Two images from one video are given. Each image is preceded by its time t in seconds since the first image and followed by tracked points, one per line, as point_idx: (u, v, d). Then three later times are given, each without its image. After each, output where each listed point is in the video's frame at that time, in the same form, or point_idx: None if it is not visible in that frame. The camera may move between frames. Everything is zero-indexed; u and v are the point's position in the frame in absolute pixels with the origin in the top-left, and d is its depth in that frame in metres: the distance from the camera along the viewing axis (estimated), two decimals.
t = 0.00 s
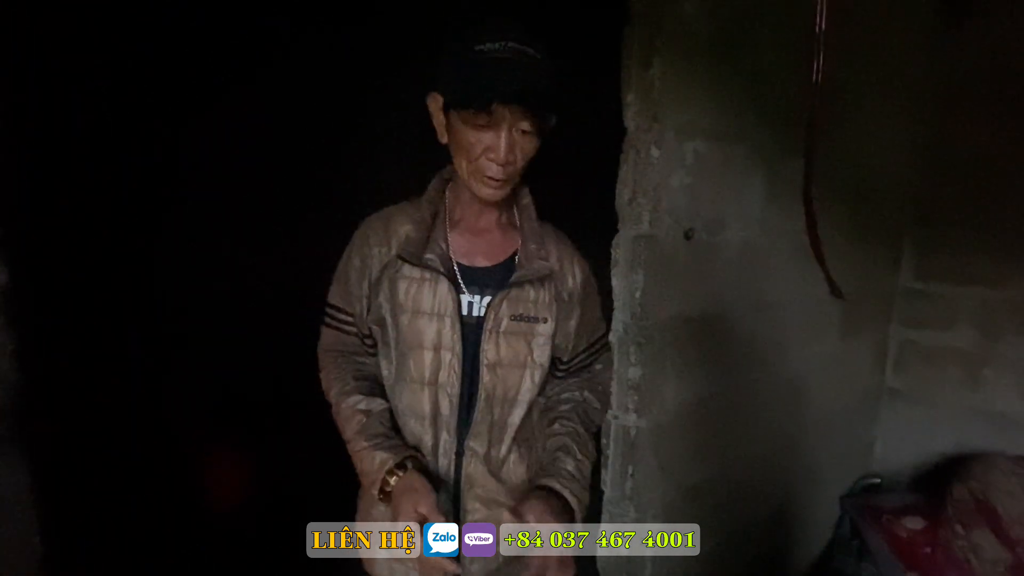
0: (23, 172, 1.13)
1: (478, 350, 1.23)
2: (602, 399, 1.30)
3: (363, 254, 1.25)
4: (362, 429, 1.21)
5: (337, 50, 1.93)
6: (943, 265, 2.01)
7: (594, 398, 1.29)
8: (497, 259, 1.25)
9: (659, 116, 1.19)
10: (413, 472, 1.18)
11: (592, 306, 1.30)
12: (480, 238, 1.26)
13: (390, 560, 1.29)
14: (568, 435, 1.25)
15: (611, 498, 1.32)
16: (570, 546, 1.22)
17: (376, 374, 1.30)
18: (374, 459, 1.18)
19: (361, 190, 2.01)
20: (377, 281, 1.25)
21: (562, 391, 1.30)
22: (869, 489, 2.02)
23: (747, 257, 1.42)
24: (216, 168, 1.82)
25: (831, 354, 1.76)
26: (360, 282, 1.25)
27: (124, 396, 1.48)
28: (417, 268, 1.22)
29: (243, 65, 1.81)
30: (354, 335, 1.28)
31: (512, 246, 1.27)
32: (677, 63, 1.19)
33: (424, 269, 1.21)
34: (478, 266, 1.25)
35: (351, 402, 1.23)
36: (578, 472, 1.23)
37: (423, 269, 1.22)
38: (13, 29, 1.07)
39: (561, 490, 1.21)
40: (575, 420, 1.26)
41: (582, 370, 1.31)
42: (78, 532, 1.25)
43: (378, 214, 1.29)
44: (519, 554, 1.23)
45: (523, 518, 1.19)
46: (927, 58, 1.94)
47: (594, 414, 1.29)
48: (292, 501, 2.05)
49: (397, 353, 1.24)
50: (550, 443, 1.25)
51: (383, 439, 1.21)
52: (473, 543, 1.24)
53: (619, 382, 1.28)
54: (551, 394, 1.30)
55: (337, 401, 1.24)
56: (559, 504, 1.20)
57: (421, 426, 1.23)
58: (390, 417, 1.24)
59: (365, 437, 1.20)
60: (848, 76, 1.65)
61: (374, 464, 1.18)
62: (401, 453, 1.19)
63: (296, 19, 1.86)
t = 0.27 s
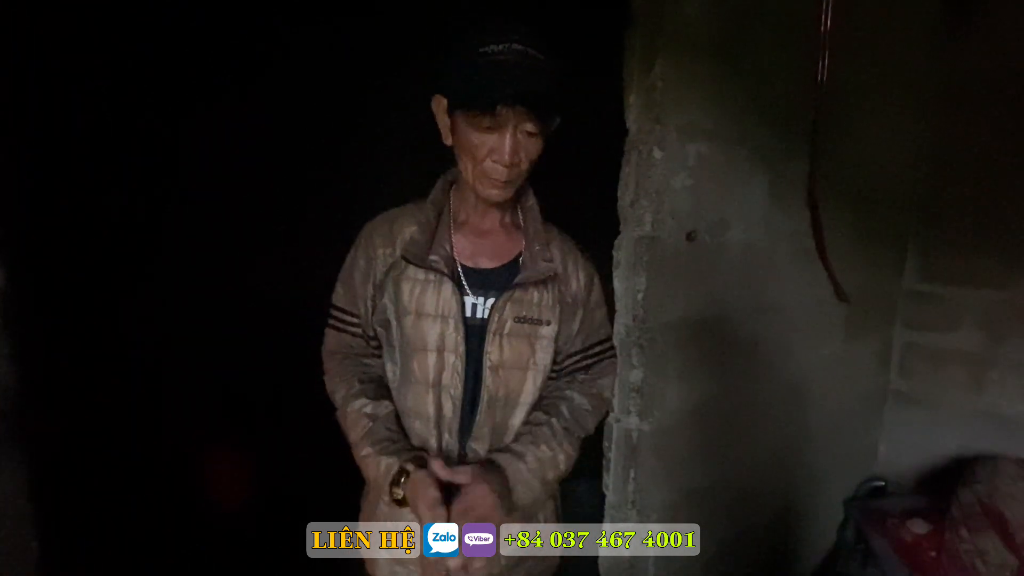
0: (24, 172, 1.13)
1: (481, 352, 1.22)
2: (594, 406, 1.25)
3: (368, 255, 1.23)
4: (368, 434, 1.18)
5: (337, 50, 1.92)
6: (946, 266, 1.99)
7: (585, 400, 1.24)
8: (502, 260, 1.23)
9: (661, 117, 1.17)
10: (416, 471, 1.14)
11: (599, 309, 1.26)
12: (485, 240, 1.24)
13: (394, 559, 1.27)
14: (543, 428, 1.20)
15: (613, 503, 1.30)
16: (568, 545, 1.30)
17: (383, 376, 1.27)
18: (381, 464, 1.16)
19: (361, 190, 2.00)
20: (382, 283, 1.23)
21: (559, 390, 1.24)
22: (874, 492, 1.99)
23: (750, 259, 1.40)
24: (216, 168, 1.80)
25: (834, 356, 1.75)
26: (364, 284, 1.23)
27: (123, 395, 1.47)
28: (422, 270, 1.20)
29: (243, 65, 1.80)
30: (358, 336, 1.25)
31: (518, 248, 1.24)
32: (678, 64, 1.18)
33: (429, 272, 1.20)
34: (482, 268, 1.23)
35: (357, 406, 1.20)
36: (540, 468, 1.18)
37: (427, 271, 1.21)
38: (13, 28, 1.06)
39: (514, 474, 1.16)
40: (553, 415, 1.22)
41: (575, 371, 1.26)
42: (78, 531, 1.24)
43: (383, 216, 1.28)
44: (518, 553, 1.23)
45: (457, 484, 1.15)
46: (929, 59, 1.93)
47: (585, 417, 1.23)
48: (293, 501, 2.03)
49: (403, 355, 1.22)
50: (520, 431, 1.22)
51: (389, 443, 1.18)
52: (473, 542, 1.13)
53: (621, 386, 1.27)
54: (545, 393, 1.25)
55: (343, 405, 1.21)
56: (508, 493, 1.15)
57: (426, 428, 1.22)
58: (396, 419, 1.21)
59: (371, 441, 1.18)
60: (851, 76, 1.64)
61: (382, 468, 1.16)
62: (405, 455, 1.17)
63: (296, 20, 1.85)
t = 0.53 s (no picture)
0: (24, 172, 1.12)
1: (479, 354, 1.21)
2: (595, 410, 1.23)
3: (366, 255, 1.22)
4: (366, 437, 1.18)
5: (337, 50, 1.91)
6: (947, 267, 1.99)
7: (586, 406, 1.22)
8: (501, 261, 1.23)
9: (660, 118, 1.17)
10: (410, 478, 1.12)
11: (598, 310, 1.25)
12: (484, 241, 1.23)
13: (391, 559, 1.26)
14: (539, 435, 1.19)
15: (613, 506, 1.30)
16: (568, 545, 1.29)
17: (380, 377, 1.26)
18: (379, 470, 1.15)
19: (361, 190, 2.01)
20: (380, 284, 1.22)
21: (561, 394, 1.24)
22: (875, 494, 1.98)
23: (750, 260, 1.40)
24: (217, 168, 1.79)
25: (836, 357, 1.74)
26: (362, 285, 1.22)
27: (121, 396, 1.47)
28: (420, 271, 1.20)
29: (243, 65, 1.79)
30: (356, 337, 1.25)
31: (516, 249, 1.24)
32: (678, 65, 1.17)
33: (426, 273, 1.19)
34: (481, 269, 1.23)
35: (354, 409, 1.19)
36: (532, 476, 1.16)
37: (425, 272, 1.20)
38: (12, 28, 1.04)
39: (497, 479, 1.14)
40: (552, 422, 1.21)
41: (574, 374, 1.25)
42: (77, 533, 1.24)
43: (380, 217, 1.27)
44: (518, 553, 1.23)
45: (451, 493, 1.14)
46: (930, 59, 1.93)
47: (586, 422, 1.23)
48: (293, 501, 2.03)
49: (401, 357, 1.21)
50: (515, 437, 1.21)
51: (386, 446, 1.17)
52: (473, 542, 1.12)
53: (621, 388, 1.27)
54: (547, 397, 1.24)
55: (341, 407, 1.20)
56: (494, 498, 1.12)
57: (424, 429, 1.21)
58: (393, 422, 1.20)
59: (368, 445, 1.17)
60: (852, 77, 1.63)
61: (379, 473, 1.15)
62: (402, 459, 1.15)
63: (296, 20, 1.84)
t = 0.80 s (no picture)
0: (24, 172, 1.16)
1: (475, 357, 1.21)
2: (593, 414, 1.24)
3: (363, 259, 1.22)
4: (362, 443, 1.17)
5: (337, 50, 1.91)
6: (947, 268, 1.98)
7: (584, 410, 1.23)
8: (498, 264, 1.22)
9: (659, 120, 1.16)
10: (407, 483, 1.12)
11: (592, 313, 1.25)
12: (479, 244, 1.23)
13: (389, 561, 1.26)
14: (537, 439, 1.19)
15: (612, 510, 1.29)
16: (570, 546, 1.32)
17: (377, 382, 1.26)
18: (375, 476, 1.14)
19: (361, 190, 2.00)
20: (377, 288, 1.22)
21: (558, 398, 1.24)
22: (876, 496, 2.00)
23: (750, 262, 1.39)
24: (218, 168, 1.78)
25: (835, 359, 1.74)
26: (358, 289, 1.22)
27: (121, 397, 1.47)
28: (416, 275, 1.20)
29: (243, 65, 1.78)
30: (353, 342, 1.24)
31: (512, 252, 1.24)
32: (677, 67, 1.17)
33: (423, 276, 1.20)
34: (478, 272, 1.22)
35: (350, 414, 1.19)
36: (530, 480, 1.17)
37: (422, 276, 1.20)
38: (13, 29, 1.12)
39: (493, 481, 1.14)
40: (550, 425, 1.21)
41: (572, 378, 1.25)
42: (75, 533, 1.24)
43: (377, 222, 1.26)
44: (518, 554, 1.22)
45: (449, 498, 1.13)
46: (930, 60, 1.92)
47: (584, 426, 1.23)
48: (293, 501, 2.01)
49: (398, 361, 1.21)
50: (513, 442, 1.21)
51: (382, 452, 1.17)
52: (473, 542, 1.11)
53: (620, 391, 1.26)
54: (545, 402, 1.24)
55: (337, 413, 1.20)
56: (491, 503, 1.12)
57: (421, 433, 1.21)
58: (389, 426, 1.19)
59: (364, 450, 1.16)
60: (852, 77, 1.63)
61: (376, 479, 1.14)
62: (399, 465, 1.15)
63: (296, 20, 1.84)
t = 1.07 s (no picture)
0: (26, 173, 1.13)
1: (475, 360, 1.20)
2: (593, 415, 1.24)
3: (360, 264, 1.22)
4: (361, 448, 1.17)
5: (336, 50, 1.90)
6: (949, 270, 1.98)
7: (583, 411, 1.23)
8: (495, 267, 1.22)
9: (660, 122, 1.16)
10: (409, 491, 1.12)
11: (590, 314, 1.25)
12: (478, 247, 1.23)
13: (389, 565, 1.25)
14: (539, 443, 1.19)
15: (613, 512, 1.29)
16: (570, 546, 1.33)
17: (376, 386, 1.25)
18: (375, 482, 1.14)
19: (361, 189, 1.99)
20: (375, 292, 1.22)
21: (558, 400, 1.24)
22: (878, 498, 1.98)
23: (751, 264, 1.39)
24: (218, 168, 1.79)
25: (837, 361, 1.73)
26: (356, 293, 1.22)
27: (121, 398, 1.47)
28: (414, 278, 1.19)
29: (242, 65, 1.79)
30: (351, 346, 1.24)
31: (511, 254, 1.24)
32: (678, 69, 1.17)
33: (421, 279, 1.19)
34: (476, 275, 1.22)
35: (349, 420, 1.18)
36: (533, 485, 1.16)
37: (420, 278, 1.19)
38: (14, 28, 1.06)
39: (498, 489, 1.14)
40: (551, 429, 1.21)
41: (573, 380, 1.26)
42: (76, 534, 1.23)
43: (374, 225, 1.26)
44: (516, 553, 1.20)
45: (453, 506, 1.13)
46: (931, 60, 1.92)
47: (584, 428, 1.23)
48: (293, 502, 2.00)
49: (397, 365, 1.21)
50: (515, 447, 1.20)
51: (381, 458, 1.16)
52: (473, 542, 1.12)
53: (622, 392, 1.25)
54: (544, 403, 1.24)
55: (336, 418, 1.19)
56: (496, 509, 1.13)
57: (421, 437, 1.20)
58: (388, 431, 1.19)
59: (363, 456, 1.16)
60: (853, 79, 1.62)
61: (376, 486, 1.14)
62: (399, 472, 1.14)
63: (296, 20, 1.84)
